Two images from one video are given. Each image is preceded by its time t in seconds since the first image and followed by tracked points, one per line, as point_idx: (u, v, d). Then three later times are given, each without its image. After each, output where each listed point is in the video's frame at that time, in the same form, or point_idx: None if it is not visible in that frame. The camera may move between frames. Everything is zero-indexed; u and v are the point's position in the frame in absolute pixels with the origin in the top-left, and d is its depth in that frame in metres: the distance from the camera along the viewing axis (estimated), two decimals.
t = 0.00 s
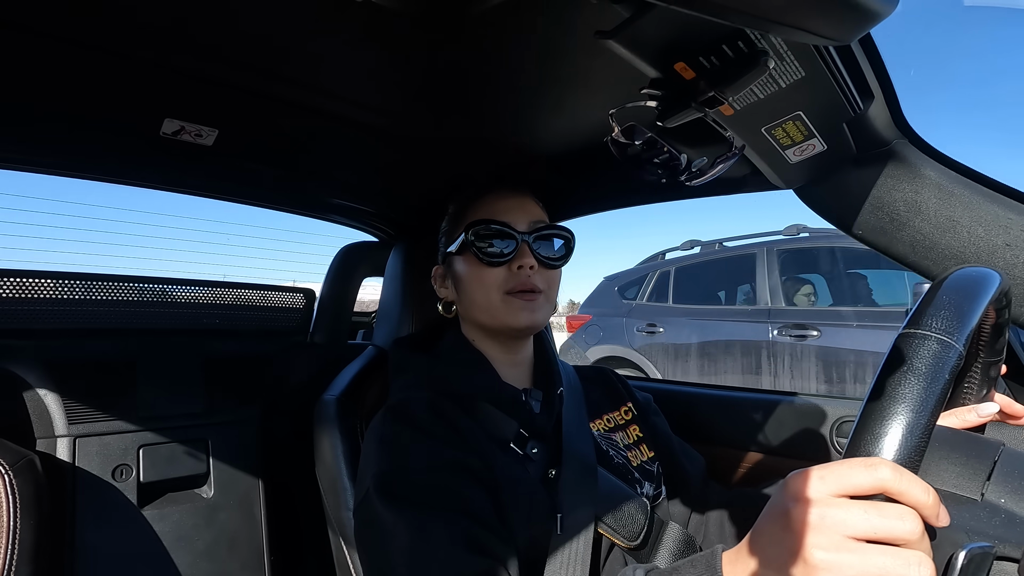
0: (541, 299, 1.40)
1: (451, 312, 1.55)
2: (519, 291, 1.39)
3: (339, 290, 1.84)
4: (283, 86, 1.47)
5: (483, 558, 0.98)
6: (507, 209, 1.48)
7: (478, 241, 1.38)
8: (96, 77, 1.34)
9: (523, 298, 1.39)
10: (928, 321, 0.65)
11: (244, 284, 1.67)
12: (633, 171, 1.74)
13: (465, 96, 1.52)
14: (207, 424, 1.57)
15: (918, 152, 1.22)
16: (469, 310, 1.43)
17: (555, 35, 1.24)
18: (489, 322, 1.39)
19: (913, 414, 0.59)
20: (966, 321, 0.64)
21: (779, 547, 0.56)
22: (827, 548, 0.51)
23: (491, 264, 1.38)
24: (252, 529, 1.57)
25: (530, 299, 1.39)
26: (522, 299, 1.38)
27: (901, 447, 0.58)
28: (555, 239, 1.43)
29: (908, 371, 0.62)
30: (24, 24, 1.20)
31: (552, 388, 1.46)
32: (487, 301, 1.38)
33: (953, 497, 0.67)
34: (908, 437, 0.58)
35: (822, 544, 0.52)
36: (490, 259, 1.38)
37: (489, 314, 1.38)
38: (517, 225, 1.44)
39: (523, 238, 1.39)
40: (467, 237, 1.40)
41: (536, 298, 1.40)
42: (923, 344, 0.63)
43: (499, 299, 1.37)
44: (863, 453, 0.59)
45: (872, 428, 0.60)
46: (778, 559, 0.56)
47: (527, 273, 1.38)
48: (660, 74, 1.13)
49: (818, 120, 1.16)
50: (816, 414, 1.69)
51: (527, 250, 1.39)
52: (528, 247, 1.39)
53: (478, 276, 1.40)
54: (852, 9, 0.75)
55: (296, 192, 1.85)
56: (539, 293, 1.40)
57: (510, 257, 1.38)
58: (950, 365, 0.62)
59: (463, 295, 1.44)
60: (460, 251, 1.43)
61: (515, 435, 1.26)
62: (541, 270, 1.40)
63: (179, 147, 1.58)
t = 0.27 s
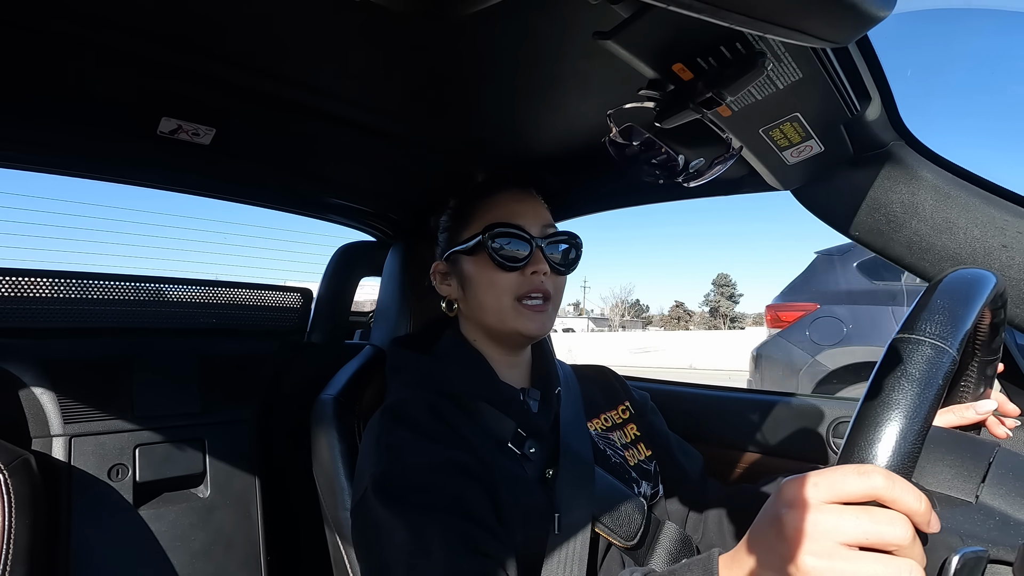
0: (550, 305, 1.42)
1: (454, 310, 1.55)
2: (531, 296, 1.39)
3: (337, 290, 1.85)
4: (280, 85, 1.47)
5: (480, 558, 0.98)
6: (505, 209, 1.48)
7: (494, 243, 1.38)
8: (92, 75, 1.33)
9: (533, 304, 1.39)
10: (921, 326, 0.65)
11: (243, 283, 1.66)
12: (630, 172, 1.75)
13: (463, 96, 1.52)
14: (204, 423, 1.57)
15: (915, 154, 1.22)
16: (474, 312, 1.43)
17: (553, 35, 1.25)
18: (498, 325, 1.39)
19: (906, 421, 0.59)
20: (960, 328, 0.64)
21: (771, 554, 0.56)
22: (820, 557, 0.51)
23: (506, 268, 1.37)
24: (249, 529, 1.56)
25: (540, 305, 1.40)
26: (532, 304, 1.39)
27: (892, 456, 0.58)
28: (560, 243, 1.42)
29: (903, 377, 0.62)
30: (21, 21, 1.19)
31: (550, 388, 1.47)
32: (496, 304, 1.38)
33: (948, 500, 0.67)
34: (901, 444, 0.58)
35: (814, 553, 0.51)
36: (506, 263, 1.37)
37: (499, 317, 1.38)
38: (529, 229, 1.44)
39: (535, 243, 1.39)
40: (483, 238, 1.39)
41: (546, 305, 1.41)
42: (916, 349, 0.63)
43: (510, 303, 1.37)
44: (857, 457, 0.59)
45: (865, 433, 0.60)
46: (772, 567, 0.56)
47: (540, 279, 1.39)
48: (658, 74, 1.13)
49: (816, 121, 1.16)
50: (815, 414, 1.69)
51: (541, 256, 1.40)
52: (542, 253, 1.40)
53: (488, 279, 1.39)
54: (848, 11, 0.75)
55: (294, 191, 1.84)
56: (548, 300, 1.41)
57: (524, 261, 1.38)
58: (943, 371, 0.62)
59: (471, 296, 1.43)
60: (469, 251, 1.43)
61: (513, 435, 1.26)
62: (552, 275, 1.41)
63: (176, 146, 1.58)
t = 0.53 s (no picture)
0: (547, 304, 1.41)
1: (452, 310, 1.54)
2: (529, 294, 1.39)
3: (335, 291, 1.84)
4: (279, 84, 1.47)
5: (478, 557, 0.98)
6: (504, 209, 1.48)
7: (492, 242, 1.38)
8: (90, 72, 1.33)
9: (531, 301, 1.39)
10: (919, 326, 0.65)
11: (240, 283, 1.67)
12: (629, 172, 1.75)
13: (462, 95, 1.52)
14: (201, 422, 1.57)
15: (913, 155, 1.22)
16: (473, 311, 1.43)
17: (553, 35, 1.25)
18: (497, 323, 1.38)
19: (904, 420, 0.59)
20: (957, 326, 0.64)
21: (771, 551, 0.56)
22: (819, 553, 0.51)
23: (504, 267, 1.37)
24: (246, 528, 1.56)
25: (538, 304, 1.40)
26: (531, 303, 1.39)
27: (891, 455, 0.58)
28: (556, 243, 1.42)
29: (900, 376, 0.62)
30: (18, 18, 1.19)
31: (547, 388, 1.46)
32: (494, 303, 1.38)
33: (944, 499, 0.67)
34: (898, 443, 0.58)
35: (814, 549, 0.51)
36: (503, 262, 1.37)
37: (498, 316, 1.38)
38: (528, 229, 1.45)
39: (533, 242, 1.40)
40: (482, 236, 1.40)
41: (544, 304, 1.41)
42: (914, 349, 0.63)
43: (507, 302, 1.37)
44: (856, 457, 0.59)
45: (864, 431, 0.60)
46: (772, 563, 0.56)
47: (538, 277, 1.39)
48: (657, 74, 1.13)
49: (815, 122, 1.16)
50: (812, 413, 1.69)
51: (538, 255, 1.40)
52: (539, 252, 1.40)
53: (486, 277, 1.39)
54: (847, 11, 0.75)
55: (292, 190, 1.84)
56: (546, 299, 1.41)
57: (522, 259, 1.38)
58: (941, 370, 0.62)
59: (468, 295, 1.43)
60: (467, 250, 1.43)
61: (511, 435, 1.26)
62: (549, 274, 1.41)
63: (174, 144, 1.57)
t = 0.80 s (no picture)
0: (550, 305, 1.42)
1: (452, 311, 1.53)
2: (532, 296, 1.39)
3: (331, 293, 1.85)
4: (277, 84, 1.46)
5: (476, 558, 0.98)
6: (502, 210, 1.48)
7: (496, 243, 1.38)
8: (87, 72, 1.33)
9: (534, 303, 1.40)
10: (917, 324, 0.65)
11: (238, 283, 1.66)
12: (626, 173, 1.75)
13: (459, 96, 1.52)
14: (198, 423, 1.56)
15: (909, 156, 1.23)
16: (472, 312, 1.43)
17: (550, 35, 1.25)
18: (500, 325, 1.38)
19: (902, 418, 0.59)
20: (955, 325, 0.64)
21: (771, 548, 0.56)
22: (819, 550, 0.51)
23: (508, 269, 1.37)
24: (243, 529, 1.56)
25: (541, 304, 1.40)
26: (533, 304, 1.39)
27: (888, 451, 0.58)
28: (557, 245, 1.42)
29: (898, 373, 0.62)
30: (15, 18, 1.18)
31: (545, 389, 1.47)
32: (498, 303, 1.37)
33: (942, 498, 0.68)
34: (896, 441, 0.59)
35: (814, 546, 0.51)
36: (507, 264, 1.37)
37: (500, 317, 1.37)
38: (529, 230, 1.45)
39: (536, 244, 1.40)
40: (486, 239, 1.39)
41: (546, 305, 1.41)
42: (912, 347, 0.63)
43: (511, 303, 1.37)
44: (853, 454, 0.59)
45: (863, 429, 0.60)
46: (771, 560, 0.56)
47: (541, 279, 1.40)
48: (654, 75, 1.13)
49: (811, 122, 1.16)
50: (809, 413, 1.69)
51: (542, 257, 1.40)
52: (542, 254, 1.40)
53: (489, 279, 1.39)
54: (844, 12, 0.75)
55: (290, 190, 1.84)
56: (549, 299, 1.42)
57: (526, 261, 1.38)
58: (938, 368, 0.62)
59: (469, 296, 1.43)
60: (469, 252, 1.43)
61: (509, 435, 1.26)
62: (552, 275, 1.42)
63: (171, 144, 1.57)
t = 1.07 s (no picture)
0: (549, 303, 1.43)
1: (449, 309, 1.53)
2: (532, 294, 1.40)
3: (328, 291, 1.84)
4: (274, 82, 1.46)
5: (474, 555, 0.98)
6: (500, 208, 1.48)
7: (495, 241, 1.38)
8: (84, 68, 1.32)
9: (534, 300, 1.40)
10: (913, 325, 0.65)
11: (235, 280, 1.66)
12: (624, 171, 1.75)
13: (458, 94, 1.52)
14: (195, 421, 1.56)
15: (906, 156, 1.24)
16: (472, 311, 1.42)
17: (549, 34, 1.24)
18: (499, 323, 1.38)
19: (898, 419, 0.59)
20: (951, 326, 0.64)
21: (767, 545, 0.56)
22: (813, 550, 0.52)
23: (507, 267, 1.38)
24: (240, 527, 1.56)
25: (541, 302, 1.40)
26: (533, 303, 1.39)
27: (884, 453, 0.58)
28: (555, 243, 1.42)
29: (895, 374, 0.62)
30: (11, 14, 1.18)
31: (542, 387, 1.46)
32: (499, 301, 1.38)
33: (937, 497, 0.68)
34: (891, 441, 0.59)
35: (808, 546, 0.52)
36: (507, 262, 1.37)
37: (501, 315, 1.38)
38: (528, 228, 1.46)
39: (535, 242, 1.40)
40: (484, 235, 1.40)
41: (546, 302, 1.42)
42: (908, 347, 0.63)
43: (511, 301, 1.37)
44: (850, 455, 0.60)
45: (858, 429, 0.61)
46: (768, 557, 0.56)
47: (541, 277, 1.40)
48: (653, 73, 1.13)
49: (809, 122, 1.16)
50: (807, 412, 1.70)
51: (541, 254, 1.41)
52: (542, 251, 1.41)
53: (488, 277, 1.39)
54: (843, 12, 0.75)
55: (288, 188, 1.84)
56: (548, 298, 1.42)
57: (526, 259, 1.38)
58: (934, 368, 0.62)
59: (468, 295, 1.43)
60: (467, 249, 1.42)
61: (506, 434, 1.26)
62: (550, 273, 1.43)
63: (168, 141, 1.56)
